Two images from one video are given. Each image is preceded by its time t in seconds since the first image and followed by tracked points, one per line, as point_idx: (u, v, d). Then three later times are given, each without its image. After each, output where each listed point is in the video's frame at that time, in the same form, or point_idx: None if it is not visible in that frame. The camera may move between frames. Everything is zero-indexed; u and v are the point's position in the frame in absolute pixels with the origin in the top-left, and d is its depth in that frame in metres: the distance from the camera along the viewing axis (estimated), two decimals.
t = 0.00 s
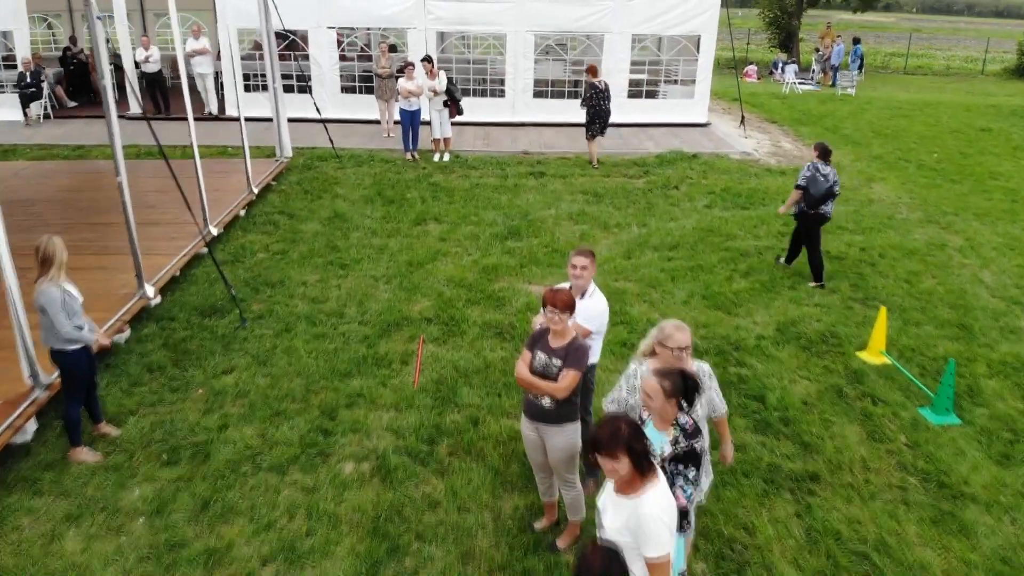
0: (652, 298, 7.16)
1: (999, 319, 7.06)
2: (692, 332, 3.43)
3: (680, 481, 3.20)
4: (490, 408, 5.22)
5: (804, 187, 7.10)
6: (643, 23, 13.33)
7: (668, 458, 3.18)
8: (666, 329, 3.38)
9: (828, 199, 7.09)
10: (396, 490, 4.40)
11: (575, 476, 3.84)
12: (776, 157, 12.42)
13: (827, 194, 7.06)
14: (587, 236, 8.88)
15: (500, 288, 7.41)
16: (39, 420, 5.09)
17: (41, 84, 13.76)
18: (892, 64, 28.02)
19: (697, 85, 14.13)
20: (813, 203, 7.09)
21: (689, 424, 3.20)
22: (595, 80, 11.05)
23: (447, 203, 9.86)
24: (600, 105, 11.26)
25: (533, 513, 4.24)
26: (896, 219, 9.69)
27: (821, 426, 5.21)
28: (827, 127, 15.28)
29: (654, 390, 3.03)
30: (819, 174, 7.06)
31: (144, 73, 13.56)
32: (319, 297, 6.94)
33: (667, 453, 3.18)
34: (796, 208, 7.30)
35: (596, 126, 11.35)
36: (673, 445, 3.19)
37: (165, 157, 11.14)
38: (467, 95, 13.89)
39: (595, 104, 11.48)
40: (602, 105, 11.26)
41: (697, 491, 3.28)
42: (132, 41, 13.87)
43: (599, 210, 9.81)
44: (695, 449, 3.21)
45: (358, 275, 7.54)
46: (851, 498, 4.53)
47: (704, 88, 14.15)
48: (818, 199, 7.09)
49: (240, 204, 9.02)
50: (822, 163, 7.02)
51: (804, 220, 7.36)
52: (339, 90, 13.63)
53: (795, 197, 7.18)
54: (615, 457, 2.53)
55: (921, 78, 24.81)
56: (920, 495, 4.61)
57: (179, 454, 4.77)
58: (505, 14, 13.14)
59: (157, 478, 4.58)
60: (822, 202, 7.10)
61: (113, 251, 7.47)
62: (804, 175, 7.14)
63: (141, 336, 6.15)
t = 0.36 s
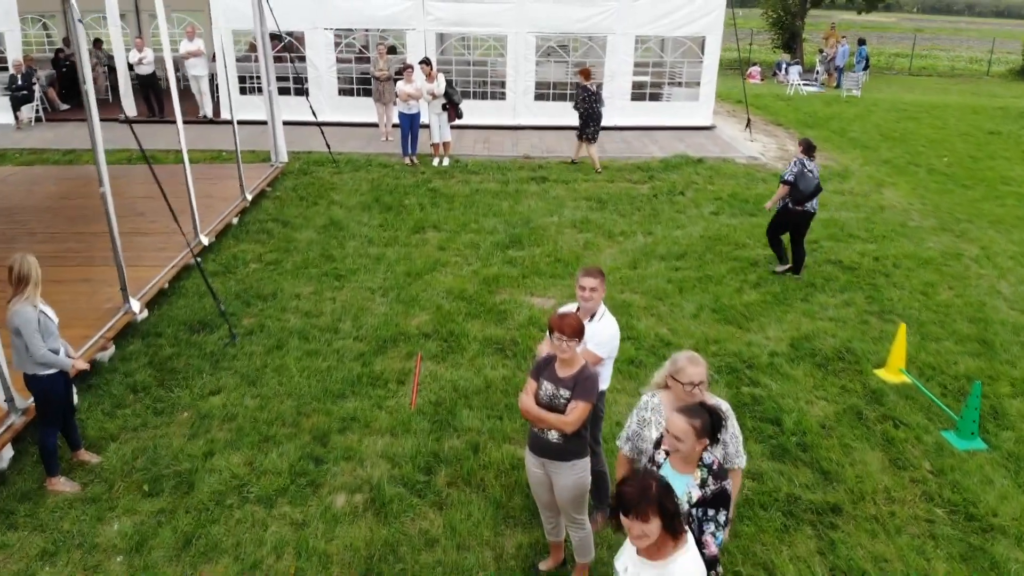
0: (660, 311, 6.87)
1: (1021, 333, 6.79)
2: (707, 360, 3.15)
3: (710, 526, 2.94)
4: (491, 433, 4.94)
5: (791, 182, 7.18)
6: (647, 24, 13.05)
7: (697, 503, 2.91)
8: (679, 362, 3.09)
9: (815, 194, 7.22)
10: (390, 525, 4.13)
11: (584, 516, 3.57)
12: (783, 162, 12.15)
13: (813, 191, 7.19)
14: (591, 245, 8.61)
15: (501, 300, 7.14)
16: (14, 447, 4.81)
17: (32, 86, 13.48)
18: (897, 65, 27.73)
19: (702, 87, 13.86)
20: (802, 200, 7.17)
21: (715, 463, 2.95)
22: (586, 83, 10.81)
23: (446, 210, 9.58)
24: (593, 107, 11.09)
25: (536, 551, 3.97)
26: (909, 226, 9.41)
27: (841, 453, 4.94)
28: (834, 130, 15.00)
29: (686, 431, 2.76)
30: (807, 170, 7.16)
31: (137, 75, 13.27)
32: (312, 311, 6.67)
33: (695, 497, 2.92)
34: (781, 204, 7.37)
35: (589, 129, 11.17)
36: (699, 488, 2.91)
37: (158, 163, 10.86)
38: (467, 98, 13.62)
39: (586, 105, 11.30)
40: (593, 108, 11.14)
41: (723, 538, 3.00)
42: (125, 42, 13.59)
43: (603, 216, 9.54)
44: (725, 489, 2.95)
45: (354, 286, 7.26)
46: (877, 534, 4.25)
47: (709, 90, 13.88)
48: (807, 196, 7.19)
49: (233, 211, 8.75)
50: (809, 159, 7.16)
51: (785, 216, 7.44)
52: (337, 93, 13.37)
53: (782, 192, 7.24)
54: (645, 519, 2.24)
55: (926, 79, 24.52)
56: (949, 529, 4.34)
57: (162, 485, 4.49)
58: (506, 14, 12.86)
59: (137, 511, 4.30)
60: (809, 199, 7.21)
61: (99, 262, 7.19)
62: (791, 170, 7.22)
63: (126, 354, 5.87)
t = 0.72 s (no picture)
0: (667, 324, 6.61)
1: None
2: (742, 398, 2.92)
3: (738, 575, 2.63)
4: (492, 460, 4.66)
5: (767, 183, 7.10)
6: (650, 25, 12.78)
7: (720, 551, 2.62)
8: (713, 400, 2.87)
9: (791, 193, 7.12)
10: (384, 563, 3.86)
11: (591, 559, 3.34)
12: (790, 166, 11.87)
13: (789, 191, 7.09)
14: (595, 254, 8.33)
15: (502, 312, 6.87)
16: None
17: (23, 88, 13.21)
18: (901, 66, 27.43)
19: (707, 89, 13.58)
20: (777, 201, 7.11)
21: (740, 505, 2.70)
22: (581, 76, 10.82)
23: (445, 216, 9.31)
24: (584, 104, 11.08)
25: None
26: (921, 233, 9.14)
27: (861, 481, 4.67)
28: (841, 133, 14.72)
29: (718, 481, 2.54)
30: (782, 170, 7.05)
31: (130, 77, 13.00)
32: (305, 325, 6.40)
33: (719, 545, 2.63)
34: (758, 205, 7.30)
35: (578, 124, 11.13)
36: (724, 535, 2.63)
37: (150, 167, 10.60)
38: (467, 100, 13.36)
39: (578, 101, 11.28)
40: (585, 103, 11.13)
41: None
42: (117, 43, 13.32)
43: (607, 223, 9.26)
44: (751, 535, 2.66)
45: (349, 298, 6.99)
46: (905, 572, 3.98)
47: (714, 92, 13.60)
48: (782, 196, 7.10)
49: (225, 218, 8.47)
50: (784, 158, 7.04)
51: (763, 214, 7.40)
52: (334, 95, 13.10)
53: (759, 194, 7.16)
54: None
55: (931, 81, 24.24)
56: (980, 566, 4.07)
57: (142, 518, 4.22)
58: (506, 15, 12.58)
59: (114, 546, 4.03)
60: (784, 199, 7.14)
61: (84, 273, 6.92)
62: (767, 171, 7.11)
63: (109, 371, 5.60)
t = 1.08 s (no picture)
0: (673, 339, 6.35)
1: None
2: (789, 455, 2.86)
3: None
4: (490, 489, 4.40)
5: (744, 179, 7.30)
6: (653, 26, 12.52)
7: None
8: (754, 452, 2.86)
9: (769, 192, 7.21)
10: None
11: None
12: (796, 171, 11.61)
13: (765, 187, 7.19)
14: (597, 263, 8.07)
15: (500, 326, 6.61)
16: None
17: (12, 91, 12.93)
18: (904, 67, 27.15)
19: (711, 92, 13.31)
20: (752, 196, 7.23)
21: (766, 566, 2.72)
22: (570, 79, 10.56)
23: (443, 224, 9.05)
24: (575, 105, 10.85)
25: None
26: (932, 241, 8.88)
27: (881, 512, 4.41)
28: (846, 136, 14.46)
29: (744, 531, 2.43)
30: (761, 167, 7.22)
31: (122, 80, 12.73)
32: (295, 340, 6.14)
33: None
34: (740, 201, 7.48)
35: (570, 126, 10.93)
36: None
37: (141, 172, 10.34)
38: (466, 103, 13.11)
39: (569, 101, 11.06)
40: (577, 107, 10.84)
41: None
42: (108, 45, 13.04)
43: (609, 230, 9.00)
44: None
45: (342, 311, 6.73)
46: None
47: (718, 95, 13.34)
48: (759, 193, 7.22)
49: (215, 226, 8.21)
50: (767, 156, 7.19)
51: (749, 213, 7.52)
52: (330, 97, 12.84)
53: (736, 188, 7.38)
54: None
55: (934, 82, 23.95)
56: None
57: (117, 555, 3.95)
58: (506, 16, 12.32)
59: None
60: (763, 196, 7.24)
61: (67, 285, 6.66)
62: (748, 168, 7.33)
63: (89, 391, 5.34)
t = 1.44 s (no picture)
0: (676, 355, 6.10)
1: None
2: (812, 498, 2.81)
3: None
4: (482, 522, 4.15)
5: (728, 176, 7.31)
6: (654, 28, 12.26)
7: None
8: (775, 491, 2.80)
9: (752, 185, 7.30)
10: None
11: None
12: (800, 176, 11.36)
13: (752, 183, 7.26)
14: (597, 272, 7.82)
15: (496, 340, 6.36)
16: None
17: None
18: (906, 68, 26.93)
19: (713, 94, 13.07)
20: (740, 192, 7.28)
21: None
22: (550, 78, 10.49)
23: (439, 231, 8.80)
24: (560, 105, 10.73)
25: None
26: (941, 250, 8.64)
27: (897, 546, 4.16)
28: (850, 139, 14.21)
29: None
30: (743, 163, 7.26)
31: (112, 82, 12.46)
32: (282, 357, 5.88)
33: None
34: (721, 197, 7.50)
35: (555, 126, 10.83)
36: None
37: (130, 178, 10.08)
38: (463, 105, 12.93)
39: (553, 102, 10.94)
40: (560, 105, 10.74)
41: None
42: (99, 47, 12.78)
43: (609, 238, 8.76)
44: None
45: (331, 324, 6.48)
46: None
47: (720, 98, 13.09)
48: (744, 189, 7.27)
49: (203, 234, 7.95)
50: (747, 151, 7.22)
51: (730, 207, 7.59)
52: (325, 100, 12.62)
53: (720, 186, 7.38)
54: None
55: (937, 84, 23.70)
56: None
57: None
58: (504, 17, 12.06)
59: None
60: (746, 192, 7.30)
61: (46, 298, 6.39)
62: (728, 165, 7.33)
63: (64, 413, 5.08)
